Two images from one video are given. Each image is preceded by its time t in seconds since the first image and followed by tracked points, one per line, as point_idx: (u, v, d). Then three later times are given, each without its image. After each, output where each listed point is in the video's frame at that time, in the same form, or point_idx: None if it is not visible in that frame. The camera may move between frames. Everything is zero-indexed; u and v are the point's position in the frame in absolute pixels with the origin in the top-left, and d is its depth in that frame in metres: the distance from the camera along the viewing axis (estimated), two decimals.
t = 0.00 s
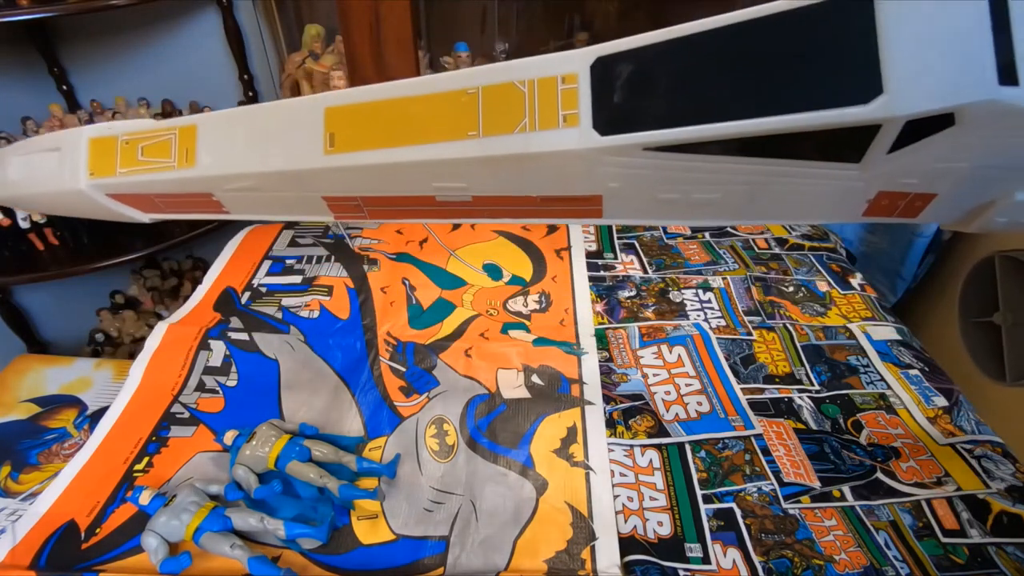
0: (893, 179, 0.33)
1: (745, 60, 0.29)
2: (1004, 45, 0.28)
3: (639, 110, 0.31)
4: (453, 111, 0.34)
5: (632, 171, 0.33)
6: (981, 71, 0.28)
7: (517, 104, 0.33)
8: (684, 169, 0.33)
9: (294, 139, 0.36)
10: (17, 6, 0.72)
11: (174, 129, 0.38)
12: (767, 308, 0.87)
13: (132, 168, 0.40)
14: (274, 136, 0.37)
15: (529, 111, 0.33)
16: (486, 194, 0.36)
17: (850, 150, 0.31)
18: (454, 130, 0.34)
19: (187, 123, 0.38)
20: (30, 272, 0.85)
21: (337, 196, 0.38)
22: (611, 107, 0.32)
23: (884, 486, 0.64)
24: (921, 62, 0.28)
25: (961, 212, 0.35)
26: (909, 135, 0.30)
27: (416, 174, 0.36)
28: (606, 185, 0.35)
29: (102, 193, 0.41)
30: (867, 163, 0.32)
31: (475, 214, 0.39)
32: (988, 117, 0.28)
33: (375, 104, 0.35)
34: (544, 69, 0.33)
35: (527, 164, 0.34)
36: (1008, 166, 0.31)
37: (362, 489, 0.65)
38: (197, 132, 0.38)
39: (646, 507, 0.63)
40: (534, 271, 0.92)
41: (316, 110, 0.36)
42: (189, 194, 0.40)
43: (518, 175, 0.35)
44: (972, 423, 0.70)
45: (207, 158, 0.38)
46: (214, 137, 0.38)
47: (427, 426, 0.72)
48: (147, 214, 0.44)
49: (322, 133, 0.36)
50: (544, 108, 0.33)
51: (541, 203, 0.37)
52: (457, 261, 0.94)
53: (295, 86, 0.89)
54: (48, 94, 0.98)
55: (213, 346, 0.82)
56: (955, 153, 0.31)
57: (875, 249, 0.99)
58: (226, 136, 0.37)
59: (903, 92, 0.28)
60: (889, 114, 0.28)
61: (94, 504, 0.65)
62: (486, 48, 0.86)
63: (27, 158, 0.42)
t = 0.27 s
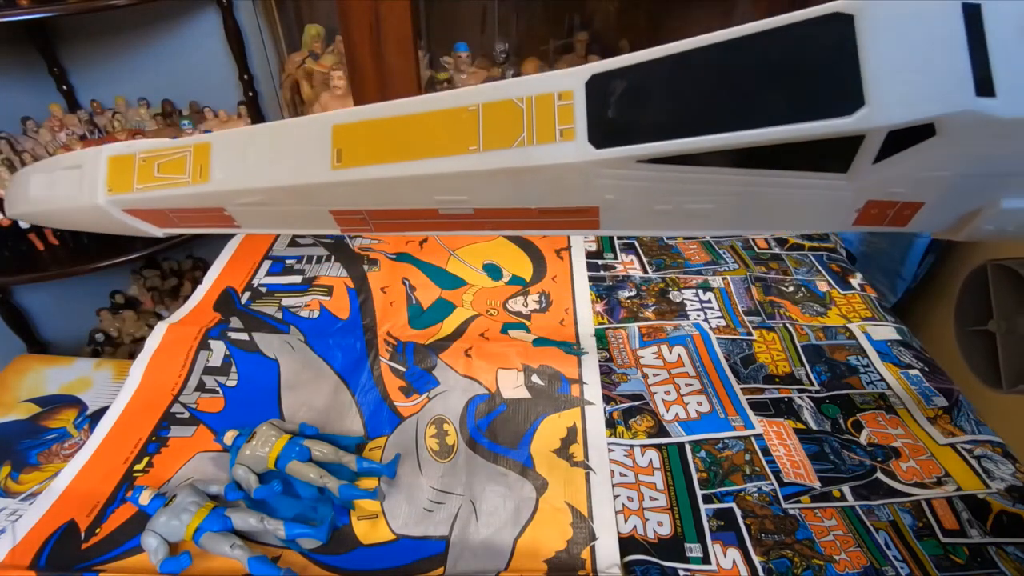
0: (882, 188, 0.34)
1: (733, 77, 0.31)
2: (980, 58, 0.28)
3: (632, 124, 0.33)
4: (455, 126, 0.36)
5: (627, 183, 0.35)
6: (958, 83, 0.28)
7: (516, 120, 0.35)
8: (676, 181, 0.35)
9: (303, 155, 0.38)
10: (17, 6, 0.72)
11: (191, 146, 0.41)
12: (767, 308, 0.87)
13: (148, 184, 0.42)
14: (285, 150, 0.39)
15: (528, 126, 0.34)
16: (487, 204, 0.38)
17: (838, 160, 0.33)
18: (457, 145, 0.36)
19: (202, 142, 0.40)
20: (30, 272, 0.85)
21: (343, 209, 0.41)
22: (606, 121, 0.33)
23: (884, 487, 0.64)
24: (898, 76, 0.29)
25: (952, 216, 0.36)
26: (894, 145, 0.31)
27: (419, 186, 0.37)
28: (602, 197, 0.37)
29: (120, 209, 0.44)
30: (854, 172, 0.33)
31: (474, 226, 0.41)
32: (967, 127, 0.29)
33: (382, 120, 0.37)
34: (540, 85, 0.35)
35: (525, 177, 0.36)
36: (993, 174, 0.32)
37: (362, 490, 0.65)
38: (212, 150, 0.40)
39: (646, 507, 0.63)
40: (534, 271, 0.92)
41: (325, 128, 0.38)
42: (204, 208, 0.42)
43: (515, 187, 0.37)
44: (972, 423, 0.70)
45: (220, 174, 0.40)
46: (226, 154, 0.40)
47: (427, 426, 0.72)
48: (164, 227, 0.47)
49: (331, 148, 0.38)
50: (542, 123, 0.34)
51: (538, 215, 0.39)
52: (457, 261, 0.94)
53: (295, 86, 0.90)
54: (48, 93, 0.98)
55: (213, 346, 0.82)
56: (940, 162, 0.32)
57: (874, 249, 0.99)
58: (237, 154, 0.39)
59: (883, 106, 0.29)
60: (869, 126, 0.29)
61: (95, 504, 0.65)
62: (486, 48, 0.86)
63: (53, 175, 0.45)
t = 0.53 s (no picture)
0: (886, 184, 0.37)
1: (727, 78, 0.34)
2: (980, 52, 0.31)
3: (631, 123, 0.36)
4: (458, 129, 0.39)
5: (631, 182, 0.38)
6: (961, 76, 0.31)
7: (520, 121, 0.38)
8: (679, 180, 0.38)
9: (311, 158, 0.41)
10: (17, 6, 0.72)
11: (195, 152, 0.44)
12: (767, 308, 0.87)
13: (154, 188, 0.45)
14: (296, 152, 0.42)
15: (531, 127, 0.37)
16: (494, 204, 0.41)
17: (841, 156, 0.36)
18: (465, 144, 0.38)
19: (206, 148, 0.44)
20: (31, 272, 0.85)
21: (346, 212, 0.44)
22: (607, 121, 0.36)
23: (884, 487, 0.64)
24: (900, 70, 0.31)
25: (955, 211, 0.38)
26: (897, 139, 0.33)
27: (428, 187, 0.40)
28: (605, 197, 0.39)
29: (125, 214, 0.47)
30: (856, 168, 0.36)
31: (480, 228, 0.44)
32: (967, 119, 0.32)
33: (388, 123, 0.40)
34: (542, 88, 0.37)
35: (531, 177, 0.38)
36: (995, 169, 0.34)
37: (362, 489, 0.65)
38: (215, 154, 0.43)
39: (646, 507, 0.63)
40: (534, 271, 0.92)
41: (336, 131, 0.41)
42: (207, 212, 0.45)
43: (518, 186, 0.39)
44: (972, 423, 0.70)
45: (225, 178, 0.43)
46: (231, 160, 0.43)
47: (427, 426, 0.72)
48: (167, 231, 0.50)
49: (335, 151, 0.41)
50: (545, 123, 0.37)
51: (542, 216, 0.42)
52: (457, 261, 0.94)
53: (295, 86, 0.90)
54: (48, 93, 0.97)
55: (213, 346, 0.82)
56: (943, 157, 0.34)
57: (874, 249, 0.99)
58: (253, 155, 0.42)
59: (883, 101, 0.32)
60: (872, 120, 0.32)
61: (95, 504, 0.65)
62: (486, 48, 0.86)
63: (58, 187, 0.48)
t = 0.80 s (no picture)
0: (893, 184, 0.36)
1: (731, 76, 0.32)
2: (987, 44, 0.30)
3: (632, 123, 0.34)
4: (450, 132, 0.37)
5: (632, 187, 0.37)
6: (970, 72, 0.30)
7: (516, 124, 0.36)
8: (680, 182, 0.36)
9: (298, 168, 0.39)
10: (17, 6, 0.72)
11: (183, 162, 0.43)
12: (767, 308, 0.87)
13: (141, 201, 0.44)
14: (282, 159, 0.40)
15: (527, 131, 0.35)
16: (487, 211, 0.39)
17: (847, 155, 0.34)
18: (458, 149, 0.37)
19: (195, 157, 0.42)
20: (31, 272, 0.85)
21: (338, 221, 0.42)
22: (606, 124, 0.34)
23: (884, 487, 0.64)
24: (907, 65, 0.30)
25: (964, 211, 0.37)
26: (902, 138, 0.33)
27: (421, 194, 0.38)
28: (604, 202, 0.38)
29: (116, 226, 0.45)
30: (862, 166, 0.35)
31: (472, 236, 0.42)
32: (975, 114, 0.31)
33: (380, 128, 0.38)
34: (541, 90, 0.36)
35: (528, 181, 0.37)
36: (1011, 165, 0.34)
37: (362, 490, 0.65)
38: (204, 162, 0.42)
39: (646, 507, 0.63)
40: (534, 271, 0.92)
41: (328, 135, 0.39)
42: (194, 223, 0.44)
43: (515, 196, 0.38)
44: (972, 423, 0.70)
45: (213, 188, 0.41)
46: (217, 169, 0.41)
47: (428, 426, 0.72)
48: (155, 246, 0.48)
49: (326, 159, 0.39)
50: (542, 126, 0.35)
51: (539, 222, 0.40)
52: (457, 261, 0.94)
53: (295, 86, 0.90)
54: (47, 93, 0.97)
55: (213, 346, 0.82)
56: (950, 154, 0.33)
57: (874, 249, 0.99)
58: (240, 161, 0.40)
59: (891, 97, 0.31)
60: (879, 116, 0.31)
61: (95, 504, 0.65)
62: (486, 48, 0.86)
63: (46, 202, 0.48)
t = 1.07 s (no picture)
0: (890, 195, 0.37)
1: (724, 95, 0.34)
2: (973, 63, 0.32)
3: (633, 139, 0.36)
4: (459, 146, 0.39)
5: (633, 199, 0.38)
6: (963, 84, 0.32)
7: (518, 139, 0.38)
8: (679, 196, 0.38)
9: (307, 182, 0.41)
10: (17, 6, 0.72)
11: (193, 181, 0.44)
12: (767, 308, 0.87)
13: (150, 219, 0.45)
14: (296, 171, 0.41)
15: (529, 146, 0.37)
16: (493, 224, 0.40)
17: (842, 168, 0.36)
18: (466, 162, 0.38)
19: (205, 175, 0.43)
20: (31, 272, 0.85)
21: (344, 237, 0.43)
22: (606, 137, 0.36)
23: (884, 487, 0.64)
24: (902, 77, 0.32)
25: (964, 218, 0.38)
26: (896, 150, 0.34)
27: (428, 208, 0.40)
28: (605, 215, 0.39)
29: (123, 244, 0.46)
30: (859, 178, 0.36)
31: (479, 250, 0.43)
32: (969, 125, 0.33)
33: (390, 145, 0.40)
34: (543, 107, 0.37)
35: (531, 195, 0.38)
36: (1006, 174, 0.35)
37: (362, 489, 0.65)
38: (214, 180, 0.43)
39: (646, 507, 0.63)
40: (534, 271, 0.92)
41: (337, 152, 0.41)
42: (204, 239, 0.44)
43: (518, 209, 0.39)
44: (972, 423, 0.70)
45: (222, 205, 0.43)
46: (227, 186, 0.43)
47: (428, 426, 0.72)
48: (161, 264, 0.49)
49: (332, 175, 0.41)
50: (544, 141, 0.37)
51: (543, 234, 0.41)
52: (457, 261, 0.94)
53: (295, 86, 0.90)
54: (47, 93, 0.97)
55: (213, 346, 0.82)
56: (950, 164, 0.35)
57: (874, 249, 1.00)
58: (252, 177, 0.42)
59: (887, 109, 0.32)
60: (875, 128, 0.32)
61: (95, 504, 0.65)
62: (485, 48, 0.85)
63: (55, 222, 0.49)
